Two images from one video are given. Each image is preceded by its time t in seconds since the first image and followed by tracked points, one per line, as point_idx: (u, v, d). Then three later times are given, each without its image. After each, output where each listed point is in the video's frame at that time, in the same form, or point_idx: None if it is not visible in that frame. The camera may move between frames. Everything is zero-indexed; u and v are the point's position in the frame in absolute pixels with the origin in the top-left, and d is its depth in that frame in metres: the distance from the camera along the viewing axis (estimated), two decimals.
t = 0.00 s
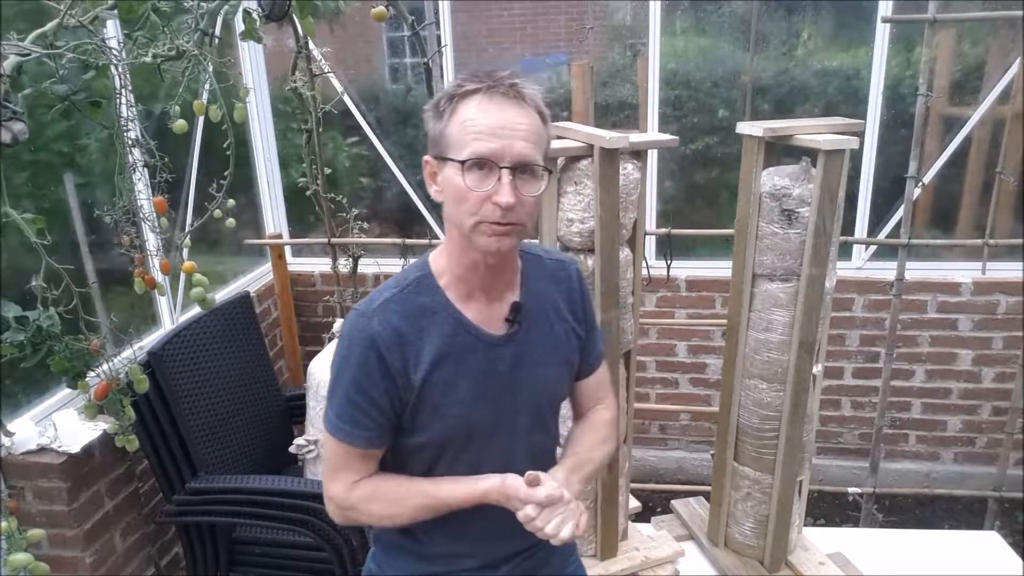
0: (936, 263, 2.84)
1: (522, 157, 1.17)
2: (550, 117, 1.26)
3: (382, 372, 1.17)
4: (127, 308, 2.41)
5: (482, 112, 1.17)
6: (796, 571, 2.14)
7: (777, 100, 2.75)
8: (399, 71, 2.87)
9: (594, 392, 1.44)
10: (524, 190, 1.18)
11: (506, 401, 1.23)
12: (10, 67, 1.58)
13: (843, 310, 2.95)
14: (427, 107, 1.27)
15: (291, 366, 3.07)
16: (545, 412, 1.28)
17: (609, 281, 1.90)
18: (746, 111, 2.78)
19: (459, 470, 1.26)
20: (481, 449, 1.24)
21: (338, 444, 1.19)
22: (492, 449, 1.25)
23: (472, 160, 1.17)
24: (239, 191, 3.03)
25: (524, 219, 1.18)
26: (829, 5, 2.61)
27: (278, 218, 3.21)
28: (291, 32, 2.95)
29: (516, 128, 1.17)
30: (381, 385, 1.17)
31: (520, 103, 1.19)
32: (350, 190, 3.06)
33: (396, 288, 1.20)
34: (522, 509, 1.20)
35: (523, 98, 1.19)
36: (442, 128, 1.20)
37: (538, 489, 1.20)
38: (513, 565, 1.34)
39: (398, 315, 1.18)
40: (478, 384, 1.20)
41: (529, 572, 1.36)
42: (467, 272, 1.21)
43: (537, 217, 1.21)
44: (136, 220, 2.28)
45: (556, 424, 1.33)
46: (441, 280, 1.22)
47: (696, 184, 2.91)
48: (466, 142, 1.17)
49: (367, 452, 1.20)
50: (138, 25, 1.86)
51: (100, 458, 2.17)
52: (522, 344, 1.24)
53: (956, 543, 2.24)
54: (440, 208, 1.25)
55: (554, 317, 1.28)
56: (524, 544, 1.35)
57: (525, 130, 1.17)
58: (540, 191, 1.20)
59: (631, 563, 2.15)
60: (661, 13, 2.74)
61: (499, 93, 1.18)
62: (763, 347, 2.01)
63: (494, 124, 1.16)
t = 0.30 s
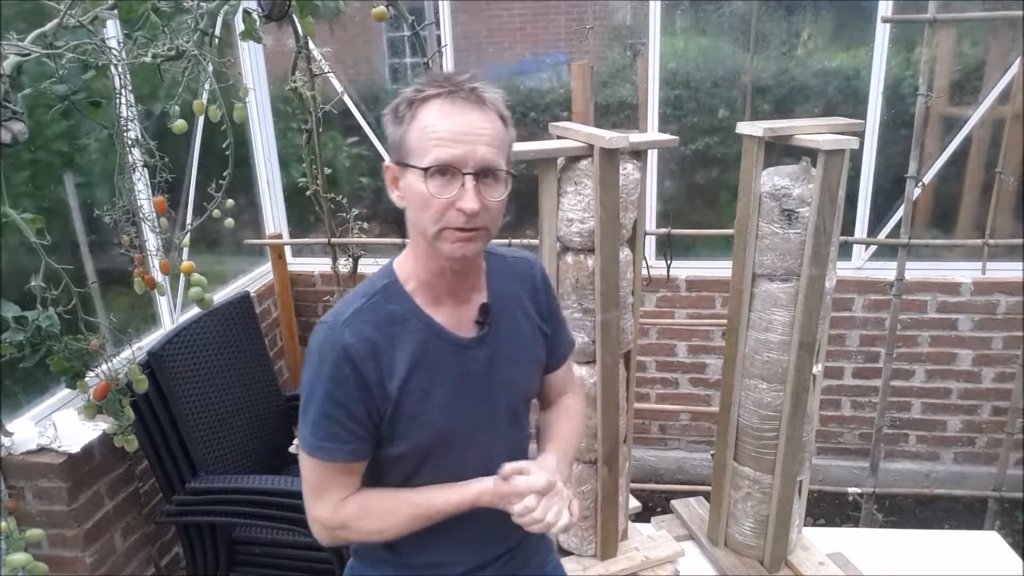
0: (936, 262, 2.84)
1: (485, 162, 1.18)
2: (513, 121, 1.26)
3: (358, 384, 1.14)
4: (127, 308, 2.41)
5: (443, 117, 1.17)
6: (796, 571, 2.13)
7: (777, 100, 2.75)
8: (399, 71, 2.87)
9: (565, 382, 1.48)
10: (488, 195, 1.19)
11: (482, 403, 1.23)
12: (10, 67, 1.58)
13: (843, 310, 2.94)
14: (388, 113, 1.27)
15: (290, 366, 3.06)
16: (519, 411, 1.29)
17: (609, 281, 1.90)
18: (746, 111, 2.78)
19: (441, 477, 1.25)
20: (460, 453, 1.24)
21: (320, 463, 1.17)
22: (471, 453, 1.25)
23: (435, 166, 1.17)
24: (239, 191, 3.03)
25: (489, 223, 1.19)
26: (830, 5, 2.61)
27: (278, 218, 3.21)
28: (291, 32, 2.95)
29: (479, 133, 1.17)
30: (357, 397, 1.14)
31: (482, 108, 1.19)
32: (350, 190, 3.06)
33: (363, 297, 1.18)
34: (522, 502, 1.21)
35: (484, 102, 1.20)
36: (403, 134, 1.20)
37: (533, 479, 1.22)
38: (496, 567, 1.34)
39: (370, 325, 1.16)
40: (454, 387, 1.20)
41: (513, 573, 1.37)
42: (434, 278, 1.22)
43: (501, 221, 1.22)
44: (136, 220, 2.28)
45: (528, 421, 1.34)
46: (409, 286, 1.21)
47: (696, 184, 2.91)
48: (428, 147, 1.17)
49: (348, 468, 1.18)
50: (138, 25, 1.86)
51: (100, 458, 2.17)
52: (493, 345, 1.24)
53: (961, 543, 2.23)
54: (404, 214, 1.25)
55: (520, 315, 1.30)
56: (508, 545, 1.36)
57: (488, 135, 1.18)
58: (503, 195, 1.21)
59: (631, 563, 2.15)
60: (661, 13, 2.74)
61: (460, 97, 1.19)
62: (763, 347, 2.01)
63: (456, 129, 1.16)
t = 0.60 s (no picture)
0: (936, 263, 2.84)
1: (444, 160, 1.19)
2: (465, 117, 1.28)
3: (328, 394, 1.15)
4: (127, 309, 2.40)
5: (398, 118, 1.18)
6: (796, 571, 2.13)
7: (777, 100, 2.75)
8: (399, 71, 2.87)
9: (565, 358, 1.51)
10: (449, 193, 1.19)
11: (456, 405, 1.23)
12: (10, 67, 1.57)
13: (843, 310, 2.94)
14: (337, 119, 1.26)
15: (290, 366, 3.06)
16: (495, 411, 1.29)
17: (609, 281, 1.89)
18: (746, 111, 2.78)
19: (423, 482, 1.25)
20: (437, 457, 1.25)
21: (297, 479, 1.16)
22: (448, 456, 1.25)
23: (393, 168, 1.17)
24: (239, 190, 3.03)
25: (452, 222, 1.20)
26: (829, 5, 2.61)
27: (278, 218, 3.21)
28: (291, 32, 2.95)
29: (435, 131, 1.18)
30: (328, 408, 1.15)
31: (435, 106, 1.20)
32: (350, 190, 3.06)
33: (328, 308, 1.19)
34: (514, 501, 1.24)
35: (436, 100, 1.21)
36: (357, 138, 1.20)
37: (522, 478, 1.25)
38: (482, 568, 1.35)
39: (337, 334, 1.16)
40: (426, 391, 1.20)
41: (499, 572, 1.37)
42: (399, 281, 1.22)
43: (464, 218, 1.23)
44: (136, 220, 2.28)
45: (507, 421, 1.34)
46: (374, 292, 1.22)
47: (697, 184, 2.91)
48: (387, 149, 1.17)
49: (326, 481, 1.18)
50: (138, 26, 1.85)
51: (99, 458, 2.17)
52: (465, 346, 1.25)
53: (964, 549, 2.22)
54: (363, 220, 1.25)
55: (492, 315, 1.30)
56: (494, 544, 1.36)
57: (444, 132, 1.19)
58: (463, 193, 1.22)
59: (631, 563, 2.15)
60: (661, 13, 2.74)
61: (412, 97, 1.20)
62: (763, 347, 2.01)
63: (413, 129, 1.17)
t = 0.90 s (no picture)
0: (936, 263, 2.84)
1: (416, 162, 1.19)
2: (437, 116, 1.29)
3: (305, 398, 1.16)
4: (127, 309, 2.40)
5: (368, 121, 1.19)
6: (796, 571, 2.13)
7: (777, 101, 2.75)
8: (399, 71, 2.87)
9: (538, 370, 1.49)
10: (422, 195, 1.20)
11: (437, 407, 1.24)
12: (9, 67, 1.57)
13: (843, 310, 2.94)
14: (309, 124, 1.27)
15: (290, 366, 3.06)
16: (480, 411, 1.29)
17: (608, 281, 1.89)
18: (746, 111, 2.78)
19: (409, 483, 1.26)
20: (421, 458, 1.25)
21: (278, 481, 1.18)
22: (432, 457, 1.26)
23: (365, 171, 1.18)
24: (239, 191, 3.03)
25: (427, 224, 1.20)
26: (829, 5, 2.61)
27: (278, 218, 3.21)
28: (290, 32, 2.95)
29: (405, 133, 1.19)
30: (306, 412, 1.16)
31: (405, 107, 1.21)
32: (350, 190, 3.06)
33: (307, 311, 1.20)
34: (484, 511, 1.19)
35: (406, 102, 1.21)
36: (328, 142, 1.21)
37: (493, 490, 1.19)
38: (472, 568, 1.35)
39: (314, 338, 1.17)
40: (405, 393, 1.21)
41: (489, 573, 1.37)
42: (377, 285, 1.22)
43: (440, 219, 1.23)
44: (136, 220, 2.28)
45: (493, 421, 1.34)
46: (352, 296, 1.22)
47: (697, 184, 2.91)
48: (358, 153, 1.18)
49: (307, 483, 1.19)
50: (138, 26, 1.85)
51: (99, 458, 2.17)
52: (445, 348, 1.25)
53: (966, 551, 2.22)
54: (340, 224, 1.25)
55: (474, 316, 1.29)
56: (482, 546, 1.36)
57: (415, 133, 1.20)
58: (437, 194, 1.22)
59: (631, 563, 2.15)
60: (661, 13, 2.74)
61: (382, 100, 1.20)
62: (763, 347, 2.01)
63: (383, 131, 1.18)
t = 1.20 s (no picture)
0: (936, 263, 2.85)
1: (405, 161, 1.21)
2: (424, 116, 1.30)
3: (301, 399, 1.16)
4: (127, 309, 2.40)
5: (356, 123, 1.20)
6: (796, 571, 2.13)
7: (777, 101, 2.75)
8: (399, 71, 2.87)
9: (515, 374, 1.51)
10: (412, 194, 1.21)
11: (430, 404, 1.25)
12: (10, 67, 1.57)
13: (843, 310, 2.95)
14: (298, 127, 1.28)
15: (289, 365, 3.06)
16: (470, 407, 1.31)
17: (609, 281, 1.89)
18: (746, 111, 2.78)
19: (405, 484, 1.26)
20: (415, 457, 1.25)
21: (276, 484, 1.18)
22: (427, 455, 1.26)
23: (354, 172, 1.19)
24: (239, 191, 3.03)
25: (417, 224, 1.21)
26: (829, 5, 2.61)
27: (278, 218, 3.22)
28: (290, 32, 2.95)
29: (393, 133, 1.20)
30: (302, 413, 1.16)
31: (392, 108, 1.23)
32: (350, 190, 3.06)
33: (298, 314, 1.20)
34: (485, 497, 1.20)
35: (393, 102, 1.23)
36: (318, 145, 1.22)
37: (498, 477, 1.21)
38: (466, 566, 1.35)
39: (306, 340, 1.17)
40: (399, 391, 1.22)
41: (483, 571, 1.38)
42: (369, 286, 1.23)
43: (430, 218, 1.24)
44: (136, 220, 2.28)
45: (483, 419, 1.36)
46: (345, 297, 1.23)
47: (696, 184, 2.91)
48: (346, 153, 1.19)
49: (305, 485, 1.19)
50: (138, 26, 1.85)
51: (100, 458, 2.17)
52: (436, 346, 1.26)
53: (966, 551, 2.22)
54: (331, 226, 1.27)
55: (462, 314, 1.31)
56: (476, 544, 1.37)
57: (402, 133, 1.21)
58: (427, 194, 1.23)
59: (631, 563, 2.15)
60: (661, 13, 2.74)
61: (369, 101, 1.22)
62: (763, 347, 2.01)
63: (371, 132, 1.19)
